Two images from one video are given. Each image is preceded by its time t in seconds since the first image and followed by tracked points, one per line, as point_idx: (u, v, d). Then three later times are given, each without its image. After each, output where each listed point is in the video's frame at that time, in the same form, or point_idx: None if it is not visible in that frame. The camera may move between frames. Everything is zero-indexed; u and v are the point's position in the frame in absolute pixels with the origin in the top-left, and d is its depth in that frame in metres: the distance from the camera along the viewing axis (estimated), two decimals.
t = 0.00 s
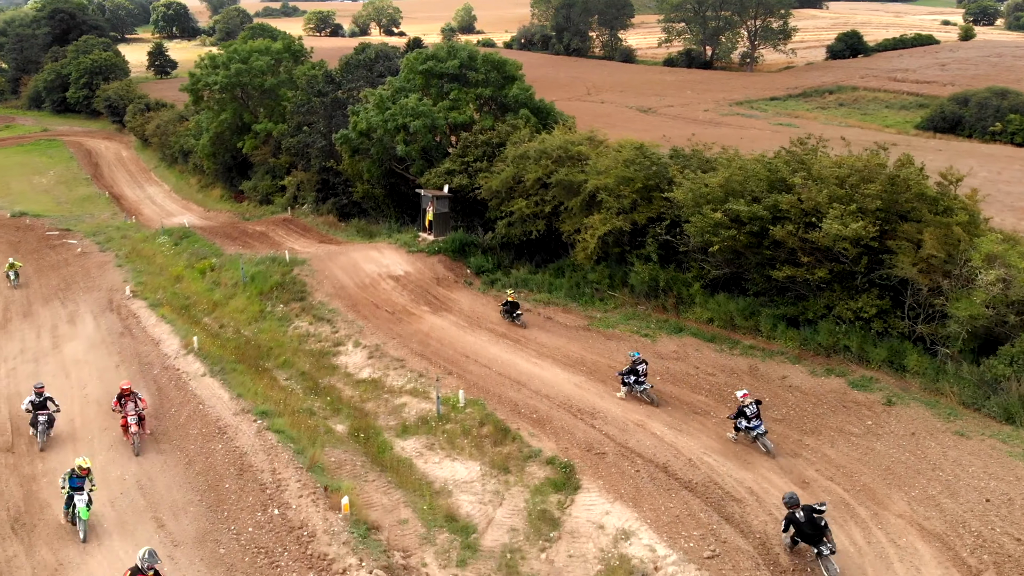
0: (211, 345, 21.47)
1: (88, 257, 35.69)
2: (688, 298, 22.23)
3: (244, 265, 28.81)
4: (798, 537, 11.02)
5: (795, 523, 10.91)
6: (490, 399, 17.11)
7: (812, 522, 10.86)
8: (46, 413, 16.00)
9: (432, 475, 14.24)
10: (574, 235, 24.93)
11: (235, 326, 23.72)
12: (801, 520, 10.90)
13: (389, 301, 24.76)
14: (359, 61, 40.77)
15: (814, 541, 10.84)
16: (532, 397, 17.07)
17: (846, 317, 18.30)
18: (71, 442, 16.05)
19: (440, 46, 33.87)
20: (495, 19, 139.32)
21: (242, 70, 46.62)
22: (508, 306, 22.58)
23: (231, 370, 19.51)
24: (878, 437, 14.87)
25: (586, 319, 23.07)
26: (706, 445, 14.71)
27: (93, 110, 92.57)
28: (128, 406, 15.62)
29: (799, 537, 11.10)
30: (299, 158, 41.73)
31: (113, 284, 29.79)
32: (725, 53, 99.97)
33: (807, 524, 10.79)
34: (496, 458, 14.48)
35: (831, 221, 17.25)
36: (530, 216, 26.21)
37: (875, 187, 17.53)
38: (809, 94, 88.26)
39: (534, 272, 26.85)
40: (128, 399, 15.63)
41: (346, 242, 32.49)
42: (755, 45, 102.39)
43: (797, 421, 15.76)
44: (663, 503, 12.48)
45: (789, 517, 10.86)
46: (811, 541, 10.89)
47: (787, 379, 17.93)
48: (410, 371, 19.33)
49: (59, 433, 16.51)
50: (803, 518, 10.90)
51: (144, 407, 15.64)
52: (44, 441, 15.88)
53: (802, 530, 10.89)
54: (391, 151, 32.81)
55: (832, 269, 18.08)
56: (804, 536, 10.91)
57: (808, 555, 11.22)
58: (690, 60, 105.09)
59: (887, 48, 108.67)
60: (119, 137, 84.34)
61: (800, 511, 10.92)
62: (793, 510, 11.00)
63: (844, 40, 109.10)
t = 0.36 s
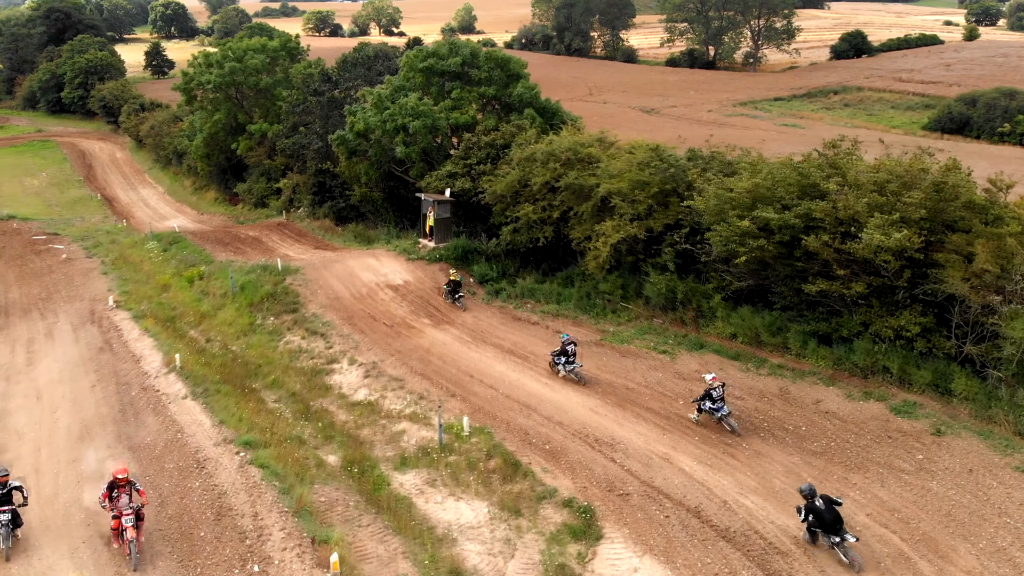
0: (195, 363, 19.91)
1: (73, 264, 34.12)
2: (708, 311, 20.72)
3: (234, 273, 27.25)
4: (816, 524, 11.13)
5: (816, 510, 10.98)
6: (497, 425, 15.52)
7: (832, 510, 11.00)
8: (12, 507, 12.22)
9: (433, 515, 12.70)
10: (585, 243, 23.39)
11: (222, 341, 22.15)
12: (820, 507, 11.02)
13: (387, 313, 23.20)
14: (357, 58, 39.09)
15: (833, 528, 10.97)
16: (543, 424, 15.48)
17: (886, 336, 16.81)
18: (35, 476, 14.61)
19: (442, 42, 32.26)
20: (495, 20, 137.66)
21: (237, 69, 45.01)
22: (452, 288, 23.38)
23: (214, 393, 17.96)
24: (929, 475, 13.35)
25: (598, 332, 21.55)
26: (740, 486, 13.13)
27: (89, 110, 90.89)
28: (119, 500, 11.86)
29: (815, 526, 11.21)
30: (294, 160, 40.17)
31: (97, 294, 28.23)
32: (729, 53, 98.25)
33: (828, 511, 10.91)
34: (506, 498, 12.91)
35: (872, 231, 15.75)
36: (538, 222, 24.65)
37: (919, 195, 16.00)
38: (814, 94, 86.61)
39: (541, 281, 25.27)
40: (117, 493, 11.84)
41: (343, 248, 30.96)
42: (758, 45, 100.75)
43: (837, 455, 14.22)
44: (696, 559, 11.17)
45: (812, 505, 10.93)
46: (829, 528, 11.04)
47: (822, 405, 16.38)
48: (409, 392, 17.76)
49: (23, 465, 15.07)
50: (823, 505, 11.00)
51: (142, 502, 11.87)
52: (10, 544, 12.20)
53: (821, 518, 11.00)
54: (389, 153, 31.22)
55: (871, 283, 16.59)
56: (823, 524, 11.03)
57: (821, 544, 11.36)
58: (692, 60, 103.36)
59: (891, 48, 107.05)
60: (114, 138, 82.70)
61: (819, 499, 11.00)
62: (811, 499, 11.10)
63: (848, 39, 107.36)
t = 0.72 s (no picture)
0: (178, 378, 18.42)
1: (58, 267, 32.57)
2: (732, 320, 19.26)
3: (224, 278, 25.72)
4: (796, 492, 11.32)
5: (799, 480, 11.15)
6: (507, 450, 14.00)
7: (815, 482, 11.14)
8: None
9: (437, 558, 11.17)
10: (596, 247, 21.88)
11: (209, 352, 20.66)
12: (805, 478, 11.15)
13: (386, 321, 21.68)
14: (354, 53, 37.52)
15: (811, 498, 11.21)
16: (559, 449, 13.96)
17: (933, 350, 15.29)
18: None
19: (443, 35, 30.74)
20: (495, 19, 136.01)
21: (231, 64, 43.44)
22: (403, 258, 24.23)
23: (197, 413, 16.48)
24: (996, 511, 11.86)
25: (613, 343, 20.07)
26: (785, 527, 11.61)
27: (85, 110, 89.22)
28: None
29: (794, 494, 11.40)
30: (291, 159, 38.66)
31: (80, 299, 26.73)
32: (733, 52, 96.62)
33: (812, 484, 11.06)
34: (520, 538, 11.41)
35: (920, 236, 14.30)
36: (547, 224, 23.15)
37: (972, 196, 14.51)
38: (819, 94, 84.87)
39: (550, 287, 23.80)
40: None
41: (340, 252, 29.45)
42: (762, 45, 99.08)
43: (889, 488, 12.72)
44: None
45: (798, 476, 11.06)
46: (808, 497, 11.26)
47: (863, 426, 14.88)
48: (410, 409, 16.23)
49: None
50: (808, 477, 11.19)
51: None
52: None
53: (804, 489, 11.18)
54: (388, 151, 29.69)
55: (917, 293, 15.12)
56: (802, 493, 11.23)
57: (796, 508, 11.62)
58: (695, 59, 101.59)
59: (897, 47, 105.35)
60: (110, 138, 81.12)
61: (807, 470, 11.15)
62: (797, 468, 11.21)
63: (852, 39, 105.62)
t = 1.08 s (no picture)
0: (161, 386, 17.01)
1: (44, 267, 31.10)
2: (760, 324, 17.89)
3: (215, 278, 24.29)
4: (743, 449, 12.06)
5: (747, 439, 11.91)
6: (522, 469, 12.59)
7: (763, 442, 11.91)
8: None
9: None
10: (611, 245, 20.47)
11: (196, 358, 19.24)
12: (753, 437, 11.90)
13: (386, 325, 20.24)
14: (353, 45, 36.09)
15: (756, 456, 11.99)
16: (579, 469, 12.55)
17: (989, 358, 13.90)
18: None
19: (447, 23, 29.29)
20: (496, 18, 134.36)
21: (226, 57, 42.01)
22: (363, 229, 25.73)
23: (180, 426, 15.07)
24: None
25: (631, 348, 18.69)
26: (839, 561, 10.22)
27: (80, 107, 87.47)
28: None
29: (742, 453, 12.14)
30: (288, 155, 37.27)
31: (63, 300, 25.27)
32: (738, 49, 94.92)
33: (761, 444, 11.82)
34: (539, 573, 9.99)
35: (980, 233, 12.94)
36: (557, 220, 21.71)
37: None
38: (824, 92, 82.99)
39: (561, 288, 22.37)
40: None
41: (338, 250, 28.05)
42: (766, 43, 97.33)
43: (952, 514, 11.32)
44: None
45: (748, 435, 11.82)
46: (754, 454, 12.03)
47: (914, 442, 13.47)
48: (414, 422, 14.82)
49: None
50: (756, 436, 11.94)
51: None
52: None
53: (752, 447, 11.95)
54: (389, 145, 28.26)
55: (973, 295, 13.73)
56: (748, 451, 12.00)
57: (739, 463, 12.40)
58: (699, 57, 99.74)
59: (901, 46, 103.49)
60: (105, 136, 79.59)
61: (755, 430, 11.88)
62: (745, 427, 12.00)
63: (858, 37, 103.58)
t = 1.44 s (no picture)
0: (146, 391, 15.63)
1: (30, 263, 29.69)
2: (797, 323, 16.55)
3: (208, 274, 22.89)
4: (667, 396, 12.81)
5: (671, 387, 12.62)
6: (545, 487, 11.20)
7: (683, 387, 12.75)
8: None
9: None
10: (632, 239, 19.07)
11: (185, 359, 17.86)
12: (677, 385, 12.65)
13: (390, 324, 18.83)
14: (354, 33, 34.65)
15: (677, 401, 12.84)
16: (610, 486, 11.17)
17: None
18: None
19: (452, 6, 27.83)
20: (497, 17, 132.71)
21: (223, 48, 40.60)
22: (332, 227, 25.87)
23: (164, 435, 13.69)
24: None
25: (656, 348, 17.31)
26: None
27: (76, 103, 85.72)
28: None
29: (664, 398, 12.87)
30: (286, 147, 35.88)
31: (48, 298, 23.88)
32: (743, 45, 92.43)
33: (683, 390, 12.59)
34: None
35: None
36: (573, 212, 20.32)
37: None
38: (830, 90, 80.01)
39: (576, 284, 20.93)
40: None
41: (339, 246, 26.66)
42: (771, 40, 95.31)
43: None
44: None
45: (672, 383, 12.52)
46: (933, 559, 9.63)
47: (980, 454, 12.07)
48: (423, 431, 13.41)
49: None
50: (678, 384, 12.66)
51: None
52: None
53: (674, 393, 12.67)
54: (392, 135, 26.86)
55: None
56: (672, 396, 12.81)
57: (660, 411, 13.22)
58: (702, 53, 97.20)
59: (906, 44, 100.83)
60: (102, 133, 78.05)
61: (678, 377, 12.59)
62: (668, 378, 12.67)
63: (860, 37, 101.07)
